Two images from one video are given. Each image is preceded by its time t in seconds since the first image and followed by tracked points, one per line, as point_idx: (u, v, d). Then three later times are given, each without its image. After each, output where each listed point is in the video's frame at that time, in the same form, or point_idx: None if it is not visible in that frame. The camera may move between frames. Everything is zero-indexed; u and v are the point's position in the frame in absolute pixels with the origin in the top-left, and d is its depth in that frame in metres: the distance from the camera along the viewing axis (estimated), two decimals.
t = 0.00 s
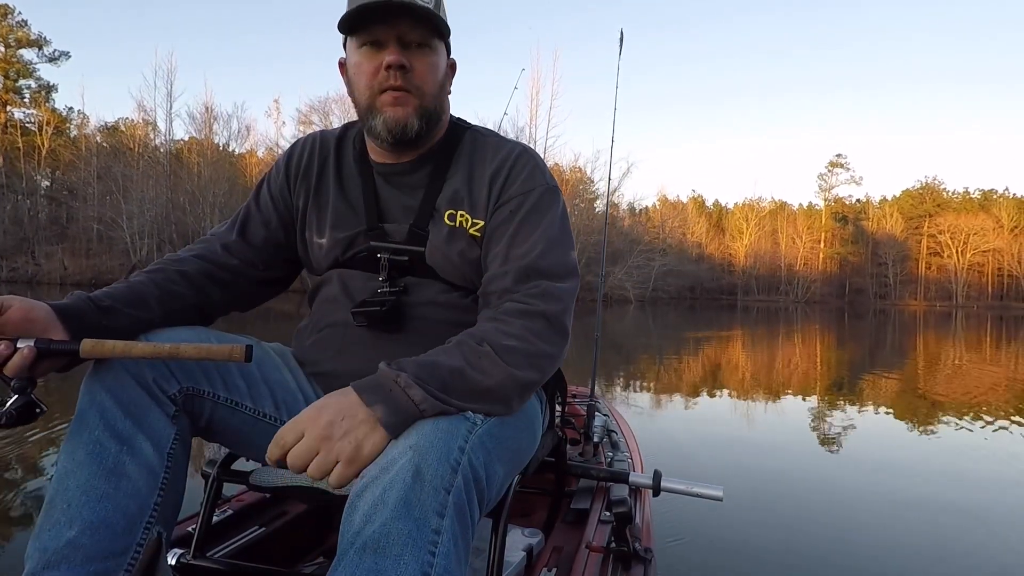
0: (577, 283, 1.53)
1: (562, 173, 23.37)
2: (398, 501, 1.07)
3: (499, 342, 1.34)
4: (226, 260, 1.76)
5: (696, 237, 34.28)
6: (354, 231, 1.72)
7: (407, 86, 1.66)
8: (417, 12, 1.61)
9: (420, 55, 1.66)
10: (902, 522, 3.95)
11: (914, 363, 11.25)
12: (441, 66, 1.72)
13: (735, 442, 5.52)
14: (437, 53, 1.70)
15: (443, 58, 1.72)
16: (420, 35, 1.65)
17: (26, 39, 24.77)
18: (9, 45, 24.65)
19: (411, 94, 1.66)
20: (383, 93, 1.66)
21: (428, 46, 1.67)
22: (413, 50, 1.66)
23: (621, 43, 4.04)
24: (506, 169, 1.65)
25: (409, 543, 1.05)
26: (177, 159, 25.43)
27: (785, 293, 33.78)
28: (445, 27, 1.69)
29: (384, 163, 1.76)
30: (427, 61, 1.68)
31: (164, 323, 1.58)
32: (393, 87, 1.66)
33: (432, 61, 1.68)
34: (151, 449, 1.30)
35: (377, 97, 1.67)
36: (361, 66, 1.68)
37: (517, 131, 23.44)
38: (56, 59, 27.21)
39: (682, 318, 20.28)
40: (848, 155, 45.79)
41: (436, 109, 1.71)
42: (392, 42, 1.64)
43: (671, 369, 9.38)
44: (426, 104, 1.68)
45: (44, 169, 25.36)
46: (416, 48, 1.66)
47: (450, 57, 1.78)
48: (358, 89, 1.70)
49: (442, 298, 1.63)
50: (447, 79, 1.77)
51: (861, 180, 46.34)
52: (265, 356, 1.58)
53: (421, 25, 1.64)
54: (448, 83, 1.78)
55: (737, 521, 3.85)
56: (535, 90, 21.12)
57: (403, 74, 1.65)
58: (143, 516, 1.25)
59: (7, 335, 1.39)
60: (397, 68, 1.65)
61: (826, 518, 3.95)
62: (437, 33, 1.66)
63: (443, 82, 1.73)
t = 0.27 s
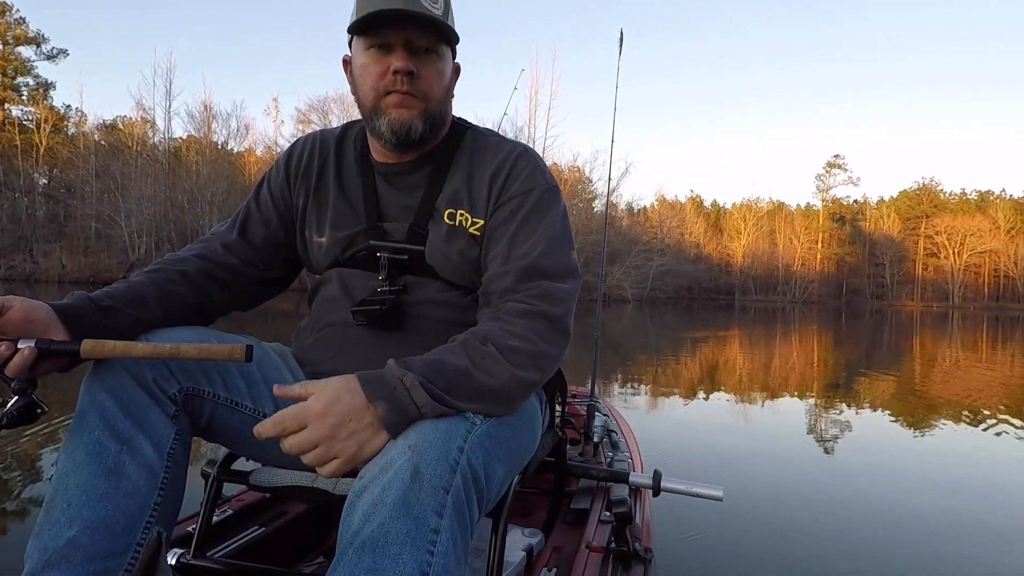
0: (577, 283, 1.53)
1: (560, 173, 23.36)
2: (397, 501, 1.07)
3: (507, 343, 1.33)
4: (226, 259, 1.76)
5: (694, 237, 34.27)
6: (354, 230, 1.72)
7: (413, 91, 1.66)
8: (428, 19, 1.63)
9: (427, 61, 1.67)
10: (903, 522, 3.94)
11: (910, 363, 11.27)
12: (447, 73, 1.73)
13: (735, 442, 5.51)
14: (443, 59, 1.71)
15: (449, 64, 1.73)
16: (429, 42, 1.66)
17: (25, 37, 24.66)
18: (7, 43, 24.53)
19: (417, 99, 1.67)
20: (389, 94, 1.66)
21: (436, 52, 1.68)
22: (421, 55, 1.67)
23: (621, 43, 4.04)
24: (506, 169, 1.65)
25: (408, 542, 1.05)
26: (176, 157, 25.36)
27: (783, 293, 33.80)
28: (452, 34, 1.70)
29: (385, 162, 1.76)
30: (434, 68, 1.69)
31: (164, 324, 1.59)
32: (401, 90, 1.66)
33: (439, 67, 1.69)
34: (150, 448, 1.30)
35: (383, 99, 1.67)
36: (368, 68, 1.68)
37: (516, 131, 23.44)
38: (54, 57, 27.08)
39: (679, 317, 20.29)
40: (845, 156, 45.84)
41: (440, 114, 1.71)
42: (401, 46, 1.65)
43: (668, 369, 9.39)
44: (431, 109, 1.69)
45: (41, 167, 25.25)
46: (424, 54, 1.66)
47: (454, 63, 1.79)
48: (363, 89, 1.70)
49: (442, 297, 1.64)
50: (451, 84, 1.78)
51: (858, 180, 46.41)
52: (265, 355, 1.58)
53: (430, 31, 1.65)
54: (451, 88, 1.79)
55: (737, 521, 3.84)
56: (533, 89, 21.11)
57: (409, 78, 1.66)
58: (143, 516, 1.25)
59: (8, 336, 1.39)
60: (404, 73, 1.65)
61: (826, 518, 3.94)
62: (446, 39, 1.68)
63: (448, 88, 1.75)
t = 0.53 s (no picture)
0: (579, 284, 1.53)
1: (558, 173, 23.36)
2: (400, 501, 1.07)
3: (516, 345, 1.33)
4: (228, 258, 1.76)
5: (692, 237, 34.28)
6: (354, 230, 1.72)
7: (415, 98, 1.66)
8: (432, 27, 1.61)
9: (431, 68, 1.66)
10: (903, 522, 3.94)
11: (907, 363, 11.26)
12: (450, 78, 1.72)
13: (734, 442, 5.51)
14: (448, 65, 1.69)
15: (453, 71, 1.72)
16: (432, 49, 1.64)
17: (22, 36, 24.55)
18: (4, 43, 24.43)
19: (418, 104, 1.66)
20: (391, 100, 1.66)
21: (440, 59, 1.66)
22: (425, 62, 1.65)
23: (621, 43, 4.04)
24: (507, 170, 1.65)
25: (409, 542, 1.05)
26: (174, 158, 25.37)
27: (780, 293, 33.85)
28: (456, 40, 1.68)
29: (386, 163, 1.76)
30: (438, 74, 1.68)
31: (163, 324, 1.58)
32: (403, 97, 1.65)
33: (441, 73, 1.68)
34: (151, 448, 1.30)
35: (385, 104, 1.67)
36: (372, 72, 1.67)
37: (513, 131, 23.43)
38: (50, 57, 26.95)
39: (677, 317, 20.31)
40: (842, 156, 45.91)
41: (442, 120, 1.71)
42: (404, 52, 1.63)
43: (666, 368, 9.40)
44: (433, 116, 1.69)
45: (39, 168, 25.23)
46: (426, 61, 1.65)
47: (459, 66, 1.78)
48: (365, 92, 1.70)
49: (443, 296, 1.64)
50: (455, 89, 1.77)
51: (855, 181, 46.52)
52: (266, 355, 1.58)
53: (434, 37, 1.63)
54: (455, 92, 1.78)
55: (738, 521, 3.84)
56: (532, 89, 21.11)
57: (412, 85, 1.65)
58: (143, 516, 1.25)
59: (7, 336, 1.39)
60: (407, 79, 1.64)
61: (826, 517, 3.95)
62: (449, 46, 1.66)
63: (451, 93, 1.74)
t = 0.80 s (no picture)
0: (580, 285, 1.53)
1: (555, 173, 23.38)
2: (401, 501, 1.07)
3: (518, 347, 1.32)
4: (228, 258, 1.76)
5: (689, 237, 34.30)
6: (355, 229, 1.72)
7: (414, 97, 1.65)
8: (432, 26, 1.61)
9: (430, 67, 1.65)
10: (902, 521, 3.94)
11: (905, 362, 11.26)
12: (450, 77, 1.71)
13: (732, 442, 5.51)
14: (447, 64, 1.69)
15: (453, 69, 1.71)
16: (432, 48, 1.64)
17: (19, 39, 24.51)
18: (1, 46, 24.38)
19: (417, 103, 1.66)
20: (390, 99, 1.66)
21: (439, 58, 1.65)
22: (425, 62, 1.65)
23: (621, 43, 4.04)
24: (508, 171, 1.65)
25: (410, 544, 1.05)
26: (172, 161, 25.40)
27: (777, 292, 33.90)
28: (456, 38, 1.68)
29: (388, 161, 1.75)
30: (436, 74, 1.67)
31: (163, 324, 1.58)
32: (402, 95, 1.65)
33: (440, 73, 1.68)
34: (151, 449, 1.30)
35: (384, 103, 1.66)
36: (372, 71, 1.67)
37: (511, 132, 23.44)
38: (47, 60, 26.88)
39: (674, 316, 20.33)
40: (839, 156, 45.98)
41: (442, 119, 1.70)
42: (403, 51, 1.63)
43: (664, 368, 9.42)
44: (432, 115, 1.68)
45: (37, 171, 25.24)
46: (426, 59, 1.64)
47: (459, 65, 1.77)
48: (365, 91, 1.70)
49: (443, 297, 1.64)
50: (455, 88, 1.76)
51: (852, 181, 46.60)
52: (266, 356, 1.58)
53: (433, 36, 1.63)
54: (455, 91, 1.77)
55: (737, 520, 3.85)
56: (528, 90, 21.13)
57: (412, 84, 1.64)
58: (143, 515, 1.25)
59: (8, 336, 1.39)
60: (406, 79, 1.64)
61: (826, 517, 3.94)
62: (449, 45, 1.66)
63: (451, 93, 1.73)
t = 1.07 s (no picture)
0: (578, 285, 1.54)
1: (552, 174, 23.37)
2: (399, 500, 1.07)
3: (505, 345, 1.34)
4: (228, 258, 1.76)
5: (687, 237, 34.27)
6: (356, 230, 1.72)
7: (391, 109, 1.61)
8: (396, 47, 1.52)
9: (403, 79, 1.59)
10: (903, 519, 3.93)
11: (902, 359, 11.25)
12: (434, 80, 1.64)
13: (731, 442, 5.50)
14: (428, 71, 1.60)
15: (436, 73, 1.63)
16: (407, 59, 1.56)
17: (15, 43, 24.41)
18: None
19: (397, 116, 1.62)
20: (370, 112, 1.64)
21: (413, 69, 1.58)
22: (400, 75, 1.58)
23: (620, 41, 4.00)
24: (507, 171, 1.65)
25: (408, 542, 1.05)
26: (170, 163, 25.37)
27: (775, 291, 33.90)
28: (432, 43, 1.58)
29: (382, 166, 1.75)
30: (414, 84, 1.61)
31: (164, 324, 1.58)
32: (378, 111, 1.62)
33: (420, 80, 1.60)
34: (151, 449, 1.30)
35: (366, 116, 1.65)
36: (349, 86, 1.64)
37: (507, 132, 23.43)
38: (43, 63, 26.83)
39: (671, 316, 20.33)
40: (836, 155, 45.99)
41: (426, 125, 1.66)
42: (374, 68, 1.56)
43: (661, 368, 9.42)
44: (412, 125, 1.64)
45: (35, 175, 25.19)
46: (400, 70, 1.57)
47: (449, 60, 1.68)
48: (350, 104, 1.68)
49: (442, 298, 1.64)
50: (445, 87, 1.69)
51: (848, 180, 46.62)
52: (265, 356, 1.58)
53: (406, 48, 1.55)
54: (446, 89, 1.70)
55: (737, 519, 3.84)
56: (525, 91, 21.11)
57: (387, 99, 1.60)
58: (143, 516, 1.25)
59: (9, 336, 1.39)
60: (381, 94, 1.59)
61: (826, 516, 3.93)
62: (423, 54, 1.56)
63: (434, 95, 1.65)
